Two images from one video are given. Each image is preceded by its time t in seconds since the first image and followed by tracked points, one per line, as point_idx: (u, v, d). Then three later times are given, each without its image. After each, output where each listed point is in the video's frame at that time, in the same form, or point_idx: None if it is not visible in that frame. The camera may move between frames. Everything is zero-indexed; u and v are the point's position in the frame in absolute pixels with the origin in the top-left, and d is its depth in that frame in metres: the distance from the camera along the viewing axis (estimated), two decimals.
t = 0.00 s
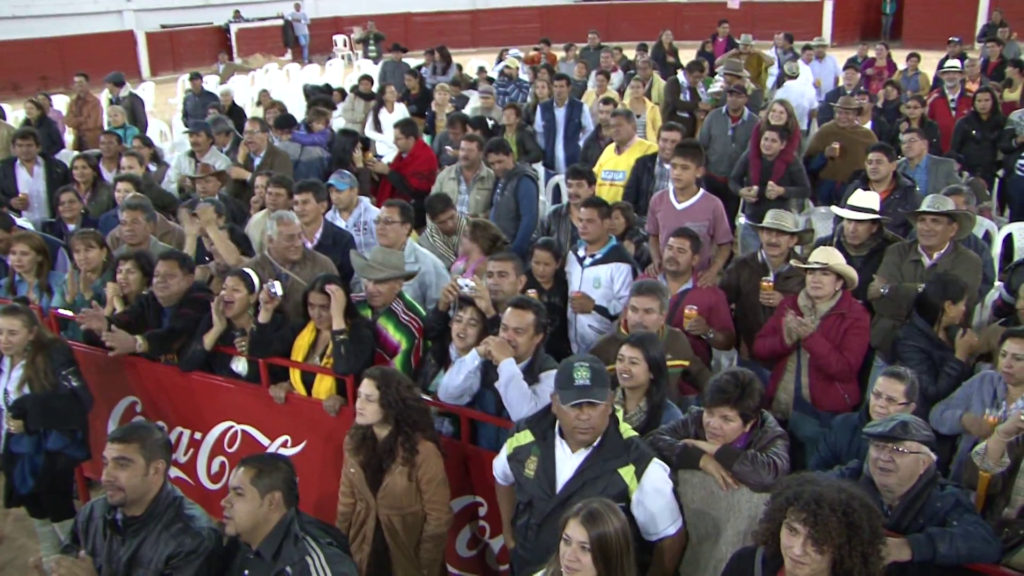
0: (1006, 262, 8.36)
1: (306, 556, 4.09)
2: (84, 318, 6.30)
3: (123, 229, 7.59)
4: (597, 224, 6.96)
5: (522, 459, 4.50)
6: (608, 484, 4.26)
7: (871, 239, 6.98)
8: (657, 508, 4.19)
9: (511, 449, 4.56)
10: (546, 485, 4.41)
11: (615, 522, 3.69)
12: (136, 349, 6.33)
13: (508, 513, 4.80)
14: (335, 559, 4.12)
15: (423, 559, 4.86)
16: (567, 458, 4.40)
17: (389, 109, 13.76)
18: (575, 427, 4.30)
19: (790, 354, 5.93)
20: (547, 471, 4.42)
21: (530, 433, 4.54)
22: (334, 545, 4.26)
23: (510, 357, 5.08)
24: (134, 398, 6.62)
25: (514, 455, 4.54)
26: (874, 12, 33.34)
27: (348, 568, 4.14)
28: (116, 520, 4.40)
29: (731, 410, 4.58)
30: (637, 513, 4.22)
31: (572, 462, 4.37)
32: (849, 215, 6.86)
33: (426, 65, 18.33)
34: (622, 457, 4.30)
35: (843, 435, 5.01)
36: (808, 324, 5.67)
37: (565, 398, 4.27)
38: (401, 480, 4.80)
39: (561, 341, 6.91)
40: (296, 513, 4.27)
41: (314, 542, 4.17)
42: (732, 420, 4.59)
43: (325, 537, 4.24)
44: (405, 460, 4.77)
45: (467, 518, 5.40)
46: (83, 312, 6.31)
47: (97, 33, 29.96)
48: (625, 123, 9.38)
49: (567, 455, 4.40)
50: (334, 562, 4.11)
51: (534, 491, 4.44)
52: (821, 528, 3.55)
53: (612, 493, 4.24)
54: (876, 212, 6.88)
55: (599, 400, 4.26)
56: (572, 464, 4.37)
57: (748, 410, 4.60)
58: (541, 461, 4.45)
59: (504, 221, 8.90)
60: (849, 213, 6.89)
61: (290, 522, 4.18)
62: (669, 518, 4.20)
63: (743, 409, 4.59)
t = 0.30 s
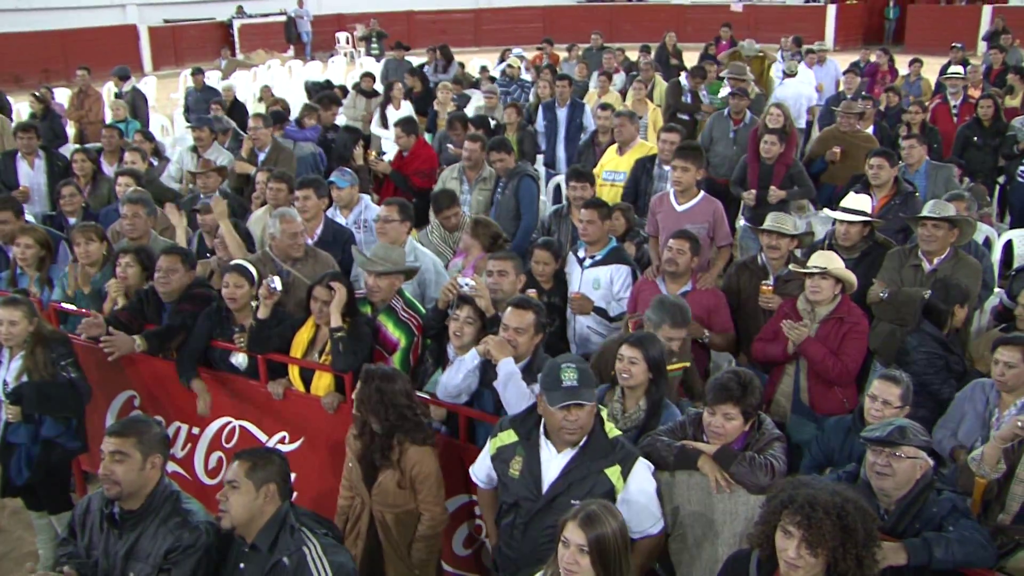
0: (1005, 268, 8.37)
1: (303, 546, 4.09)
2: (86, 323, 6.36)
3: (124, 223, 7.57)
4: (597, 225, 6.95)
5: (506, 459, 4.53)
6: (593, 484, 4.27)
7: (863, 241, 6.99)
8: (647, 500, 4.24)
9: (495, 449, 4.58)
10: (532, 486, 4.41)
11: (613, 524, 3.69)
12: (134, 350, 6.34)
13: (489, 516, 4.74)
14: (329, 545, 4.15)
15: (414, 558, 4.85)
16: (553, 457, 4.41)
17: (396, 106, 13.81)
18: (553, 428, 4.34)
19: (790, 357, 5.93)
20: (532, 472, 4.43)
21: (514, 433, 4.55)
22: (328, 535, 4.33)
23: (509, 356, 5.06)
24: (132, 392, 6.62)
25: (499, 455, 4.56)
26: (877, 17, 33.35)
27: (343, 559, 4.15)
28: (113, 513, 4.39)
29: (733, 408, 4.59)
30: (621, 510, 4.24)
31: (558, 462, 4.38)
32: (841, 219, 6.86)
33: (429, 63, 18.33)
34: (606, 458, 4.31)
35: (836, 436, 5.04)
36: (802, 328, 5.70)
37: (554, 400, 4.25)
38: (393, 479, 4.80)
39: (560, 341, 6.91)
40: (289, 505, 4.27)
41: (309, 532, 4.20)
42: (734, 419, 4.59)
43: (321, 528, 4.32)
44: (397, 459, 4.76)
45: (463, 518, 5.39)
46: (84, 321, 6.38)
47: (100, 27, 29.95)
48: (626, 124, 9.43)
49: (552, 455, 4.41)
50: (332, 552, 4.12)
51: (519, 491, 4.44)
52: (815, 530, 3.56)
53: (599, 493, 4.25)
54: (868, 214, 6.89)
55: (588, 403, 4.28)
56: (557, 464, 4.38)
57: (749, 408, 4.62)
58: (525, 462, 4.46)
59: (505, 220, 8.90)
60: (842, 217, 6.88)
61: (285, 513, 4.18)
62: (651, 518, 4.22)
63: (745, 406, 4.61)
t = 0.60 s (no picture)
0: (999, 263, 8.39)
1: (300, 547, 4.10)
2: (77, 326, 6.29)
3: (118, 225, 7.58)
4: (590, 224, 6.97)
5: (506, 462, 4.50)
6: (595, 482, 4.27)
7: (852, 237, 6.95)
8: (648, 502, 4.26)
9: (495, 452, 4.54)
10: (533, 486, 4.40)
11: (615, 519, 3.72)
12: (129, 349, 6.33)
13: (490, 523, 4.75)
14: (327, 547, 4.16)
15: (401, 558, 4.85)
16: (553, 457, 4.39)
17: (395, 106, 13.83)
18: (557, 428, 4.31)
19: (783, 354, 5.96)
20: (534, 472, 4.42)
21: (513, 435, 4.51)
22: (326, 536, 4.36)
23: (502, 355, 5.09)
24: (127, 394, 6.63)
25: (498, 459, 4.52)
26: (871, 13, 33.37)
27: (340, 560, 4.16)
28: (101, 515, 4.40)
29: (726, 407, 4.59)
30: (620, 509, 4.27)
31: (558, 462, 4.37)
32: (831, 213, 6.84)
33: (423, 63, 18.33)
34: (608, 455, 4.32)
35: (829, 432, 5.08)
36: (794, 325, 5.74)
37: (556, 400, 4.23)
38: (381, 478, 4.81)
39: (555, 341, 6.93)
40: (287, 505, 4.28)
41: (307, 534, 4.20)
42: (726, 418, 4.60)
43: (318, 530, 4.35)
44: (384, 460, 4.75)
45: (457, 518, 5.41)
46: (77, 322, 6.32)
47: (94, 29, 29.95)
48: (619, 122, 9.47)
49: (552, 454, 4.40)
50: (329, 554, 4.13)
51: (520, 494, 4.43)
52: (807, 526, 3.57)
53: (600, 492, 4.26)
54: (856, 209, 6.89)
55: (588, 401, 4.27)
56: (557, 464, 4.37)
57: (742, 407, 4.61)
58: (525, 464, 4.44)
59: (500, 219, 8.92)
60: (832, 212, 6.86)
61: (283, 514, 4.18)
62: (655, 517, 4.25)
63: (737, 405, 4.60)
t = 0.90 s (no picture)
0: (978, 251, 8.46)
1: (284, 549, 4.10)
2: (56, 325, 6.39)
3: (97, 227, 7.54)
4: (571, 218, 6.97)
5: (502, 462, 4.49)
6: (595, 482, 4.26)
7: (832, 225, 7.03)
8: (643, 503, 4.27)
9: (491, 453, 4.53)
10: (530, 487, 4.40)
11: (602, 512, 3.72)
12: (112, 349, 6.30)
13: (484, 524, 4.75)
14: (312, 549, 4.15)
15: (389, 553, 4.83)
16: (551, 458, 4.39)
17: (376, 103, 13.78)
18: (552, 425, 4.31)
19: (766, 341, 5.99)
20: (531, 473, 4.40)
21: (509, 435, 4.51)
22: (311, 538, 4.31)
23: (480, 352, 5.15)
24: (110, 398, 6.60)
25: (495, 459, 4.52)
26: (850, 5, 33.48)
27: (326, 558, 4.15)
28: (67, 516, 4.37)
29: (707, 399, 4.61)
30: (619, 509, 4.30)
31: (557, 462, 4.36)
32: (814, 202, 6.91)
33: (403, 60, 18.26)
34: (608, 455, 4.32)
35: (815, 423, 5.09)
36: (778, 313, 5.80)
37: (553, 400, 4.24)
38: (366, 476, 4.78)
39: (539, 335, 6.94)
40: (274, 507, 4.26)
41: (291, 536, 4.19)
42: (708, 410, 4.62)
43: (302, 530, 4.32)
44: (370, 457, 4.75)
45: (443, 514, 5.40)
46: (57, 325, 6.40)
47: (72, 31, 29.76)
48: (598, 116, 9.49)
49: (550, 454, 4.39)
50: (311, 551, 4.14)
51: (518, 494, 4.42)
52: (790, 513, 3.59)
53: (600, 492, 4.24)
54: (836, 196, 6.91)
55: (585, 400, 4.27)
56: (557, 464, 4.36)
57: (723, 398, 4.65)
58: (523, 464, 4.43)
59: (480, 215, 8.92)
60: (815, 200, 6.93)
61: (269, 515, 4.17)
62: (652, 517, 4.27)
63: (719, 397, 4.63)
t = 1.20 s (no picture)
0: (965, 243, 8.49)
1: (277, 551, 4.10)
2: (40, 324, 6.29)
3: (81, 225, 7.49)
4: (557, 212, 6.97)
5: (496, 460, 4.49)
6: (591, 481, 4.25)
7: (819, 218, 7.07)
8: (635, 499, 4.27)
9: (484, 452, 4.54)
10: (525, 486, 4.39)
11: (591, 509, 3.71)
12: (98, 345, 6.23)
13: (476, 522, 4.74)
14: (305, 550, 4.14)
15: (384, 549, 4.81)
16: (544, 457, 4.38)
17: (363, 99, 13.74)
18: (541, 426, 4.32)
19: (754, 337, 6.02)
20: (525, 472, 4.40)
21: (503, 434, 4.52)
22: (306, 538, 4.33)
23: (467, 348, 5.15)
24: (96, 396, 6.56)
25: (488, 458, 4.52)
26: None
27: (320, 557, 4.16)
28: (40, 513, 4.37)
29: (696, 393, 4.62)
30: (614, 508, 4.28)
31: (550, 462, 4.35)
32: (801, 194, 6.92)
33: (389, 55, 18.19)
34: (602, 454, 4.31)
35: (808, 418, 5.05)
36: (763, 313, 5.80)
37: (542, 405, 4.21)
38: (357, 474, 4.76)
39: (527, 330, 6.93)
40: (266, 507, 4.26)
41: (285, 538, 4.19)
42: (696, 403, 4.63)
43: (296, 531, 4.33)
44: (361, 454, 4.74)
45: (435, 507, 5.39)
46: (40, 323, 6.31)
47: (54, 28, 29.53)
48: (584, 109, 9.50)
49: (543, 453, 4.39)
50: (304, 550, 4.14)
51: (512, 493, 4.42)
52: (776, 508, 3.59)
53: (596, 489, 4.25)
54: (823, 189, 6.98)
55: (572, 405, 4.23)
56: (550, 463, 4.35)
57: (713, 392, 4.66)
58: (516, 463, 4.43)
59: (466, 210, 8.91)
60: (801, 192, 6.94)
61: (263, 515, 4.17)
62: (644, 516, 4.27)
63: (708, 391, 4.64)
